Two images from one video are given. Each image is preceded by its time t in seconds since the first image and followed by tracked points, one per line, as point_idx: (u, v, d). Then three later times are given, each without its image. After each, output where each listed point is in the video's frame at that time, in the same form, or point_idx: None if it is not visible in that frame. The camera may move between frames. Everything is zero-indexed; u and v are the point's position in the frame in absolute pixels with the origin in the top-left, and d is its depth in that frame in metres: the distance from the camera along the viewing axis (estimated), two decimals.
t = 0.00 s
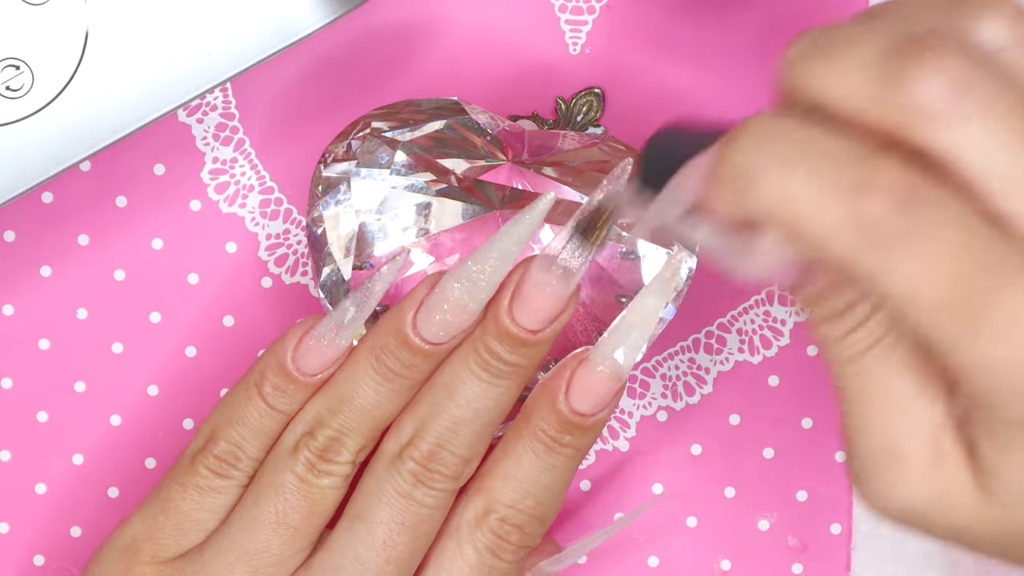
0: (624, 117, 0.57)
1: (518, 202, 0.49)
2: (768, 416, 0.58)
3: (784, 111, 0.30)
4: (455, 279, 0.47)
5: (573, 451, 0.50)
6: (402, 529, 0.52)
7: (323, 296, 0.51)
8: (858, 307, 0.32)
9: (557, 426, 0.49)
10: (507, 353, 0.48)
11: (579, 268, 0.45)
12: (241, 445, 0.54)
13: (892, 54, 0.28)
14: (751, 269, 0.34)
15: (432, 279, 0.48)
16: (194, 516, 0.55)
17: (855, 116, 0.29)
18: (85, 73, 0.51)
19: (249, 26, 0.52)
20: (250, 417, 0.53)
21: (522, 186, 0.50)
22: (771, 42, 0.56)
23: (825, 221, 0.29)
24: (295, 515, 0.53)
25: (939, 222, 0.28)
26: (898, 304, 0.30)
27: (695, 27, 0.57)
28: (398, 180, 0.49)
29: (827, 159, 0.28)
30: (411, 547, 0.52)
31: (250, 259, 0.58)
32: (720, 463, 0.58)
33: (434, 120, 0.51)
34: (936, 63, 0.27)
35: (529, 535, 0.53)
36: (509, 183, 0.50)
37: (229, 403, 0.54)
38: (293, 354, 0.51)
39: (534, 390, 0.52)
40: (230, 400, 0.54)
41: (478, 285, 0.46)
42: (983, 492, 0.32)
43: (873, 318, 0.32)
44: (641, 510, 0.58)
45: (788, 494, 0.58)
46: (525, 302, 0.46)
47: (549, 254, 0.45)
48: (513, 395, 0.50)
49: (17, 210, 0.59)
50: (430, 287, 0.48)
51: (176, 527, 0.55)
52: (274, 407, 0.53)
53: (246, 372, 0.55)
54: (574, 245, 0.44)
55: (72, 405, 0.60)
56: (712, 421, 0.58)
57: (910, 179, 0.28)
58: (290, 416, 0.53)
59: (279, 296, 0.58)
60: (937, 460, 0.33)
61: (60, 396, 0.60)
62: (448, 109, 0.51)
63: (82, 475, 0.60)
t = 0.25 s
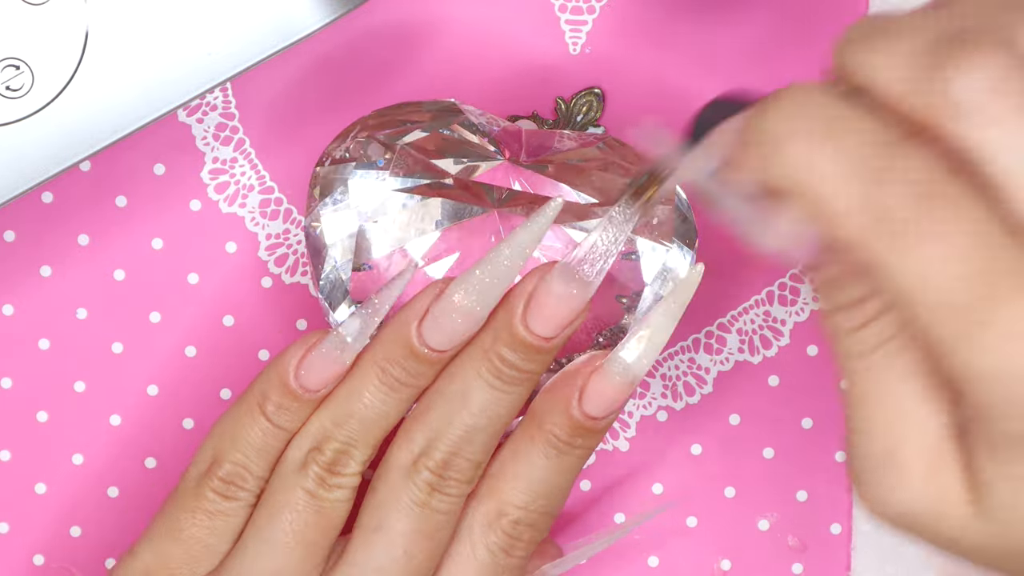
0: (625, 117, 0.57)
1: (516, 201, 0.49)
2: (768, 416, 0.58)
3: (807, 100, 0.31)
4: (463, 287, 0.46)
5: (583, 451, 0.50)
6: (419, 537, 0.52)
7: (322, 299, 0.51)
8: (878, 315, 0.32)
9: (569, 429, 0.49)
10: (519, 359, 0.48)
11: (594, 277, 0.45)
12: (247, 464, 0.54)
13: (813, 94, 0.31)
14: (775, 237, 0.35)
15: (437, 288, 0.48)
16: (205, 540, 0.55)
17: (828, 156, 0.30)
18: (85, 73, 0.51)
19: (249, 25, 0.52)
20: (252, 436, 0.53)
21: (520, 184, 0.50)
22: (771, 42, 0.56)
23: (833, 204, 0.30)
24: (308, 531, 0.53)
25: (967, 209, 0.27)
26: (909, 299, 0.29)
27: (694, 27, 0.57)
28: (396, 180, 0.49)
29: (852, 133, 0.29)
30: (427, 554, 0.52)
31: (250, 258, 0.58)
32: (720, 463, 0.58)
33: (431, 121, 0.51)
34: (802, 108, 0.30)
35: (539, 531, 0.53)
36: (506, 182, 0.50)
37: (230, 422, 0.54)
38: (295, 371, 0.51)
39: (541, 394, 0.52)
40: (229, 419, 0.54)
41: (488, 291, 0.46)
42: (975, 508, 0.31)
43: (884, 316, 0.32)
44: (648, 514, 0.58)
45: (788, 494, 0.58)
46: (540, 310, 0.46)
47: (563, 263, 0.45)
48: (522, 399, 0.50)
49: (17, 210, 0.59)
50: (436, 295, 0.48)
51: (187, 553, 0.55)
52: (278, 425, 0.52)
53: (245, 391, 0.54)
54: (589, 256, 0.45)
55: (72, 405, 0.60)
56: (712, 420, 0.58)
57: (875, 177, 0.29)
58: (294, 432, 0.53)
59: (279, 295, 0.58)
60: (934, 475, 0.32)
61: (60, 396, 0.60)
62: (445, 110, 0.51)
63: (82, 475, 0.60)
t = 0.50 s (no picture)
0: (625, 117, 0.57)
1: (512, 202, 0.49)
2: (768, 416, 0.58)
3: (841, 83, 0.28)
4: (459, 287, 0.46)
5: (585, 450, 0.50)
6: (422, 538, 0.52)
7: (322, 302, 0.51)
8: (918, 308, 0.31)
9: (570, 429, 0.49)
10: (519, 360, 0.48)
11: (592, 281, 0.44)
12: (247, 466, 0.54)
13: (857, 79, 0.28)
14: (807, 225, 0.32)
15: (430, 287, 0.48)
16: (207, 543, 0.55)
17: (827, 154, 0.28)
18: (85, 73, 0.51)
19: (249, 25, 0.52)
20: (252, 438, 0.53)
21: (518, 184, 0.50)
22: (771, 42, 0.56)
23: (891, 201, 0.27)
24: (309, 532, 0.53)
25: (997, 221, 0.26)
26: (950, 299, 0.28)
27: (694, 27, 0.57)
28: (396, 181, 0.49)
29: (895, 127, 0.26)
30: (430, 554, 0.52)
31: (250, 258, 0.58)
32: (720, 463, 0.58)
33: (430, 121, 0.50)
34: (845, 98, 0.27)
35: (542, 531, 0.53)
36: (505, 181, 0.50)
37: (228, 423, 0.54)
38: (292, 372, 0.51)
39: (542, 394, 0.52)
40: (228, 421, 0.54)
41: (484, 292, 0.46)
42: (989, 517, 0.32)
43: (919, 307, 0.31)
44: (648, 514, 0.58)
45: (788, 494, 0.58)
46: (539, 312, 0.46)
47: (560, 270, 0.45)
48: (524, 399, 0.50)
49: (17, 210, 0.59)
50: (429, 296, 0.48)
51: (188, 557, 0.55)
52: (277, 426, 0.53)
53: (244, 393, 0.54)
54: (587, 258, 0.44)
55: (72, 405, 0.60)
56: (712, 420, 0.58)
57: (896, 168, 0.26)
58: (293, 433, 0.53)
59: (279, 296, 0.58)
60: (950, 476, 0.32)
61: (60, 396, 0.60)
62: (445, 110, 0.51)
63: (82, 475, 0.60)
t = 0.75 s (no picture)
0: (625, 117, 0.57)
1: (513, 201, 0.49)
2: (768, 416, 0.58)
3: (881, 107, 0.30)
4: (455, 284, 0.46)
5: (584, 451, 0.50)
6: (418, 537, 0.52)
7: (322, 302, 0.51)
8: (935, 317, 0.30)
9: (568, 428, 0.49)
10: (517, 360, 0.48)
11: (590, 280, 0.45)
12: (245, 461, 0.54)
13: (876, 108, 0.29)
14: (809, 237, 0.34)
15: (429, 284, 0.48)
16: (204, 536, 0.55)
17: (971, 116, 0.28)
18: (85, 73, 0.51)
19: (249, 25, 0.52)
20: (251, 433, 0.53)
21: (518, 184, 0.50)
22: (771, 42, 0.56)
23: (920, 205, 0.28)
24: (306, 528, 0.53)
25: None
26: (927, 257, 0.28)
27: (694, 27, 0.57)
28: (396, 181, 0.49)
29: (930, 142, 0.27)
30: (426, 553, 0.52)
31: (250, 258, 0.58)
32: (720, 463, 0.58)
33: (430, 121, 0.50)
34: (887, 115, 0.29)
35: (541, 532, 0.53)
36: (505, 181, 0.50)
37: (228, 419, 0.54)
38: (291, 367, 0.51)
39: (542, 393, 0.52)
40: (228, 417, 0.54)
41: (480, 289, 0.46)
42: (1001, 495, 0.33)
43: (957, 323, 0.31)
44: (644, 511, 0.58)
45: (788, 493, 0.58)
46: (537, 311, 0.46)
47: (557, 268, 0.45)
48: (524, 399, 0.50)
49: (17, 210, 0.59)
50: (426, 293, 0.48)
51: (185, 550, 0.55)
52: (276, 422, 0.52)
53: (244, 388, 0.54)
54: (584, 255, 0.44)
55: (72, 405, 0.60)
56: (712, 421, 0.58)
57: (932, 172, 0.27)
58: (292, 429, 0.53)
59: (279, 296, 0.58)
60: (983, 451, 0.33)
61: (60, 396, 0.60)
62: (444, 110, 0.51)
63: (82, 475, 0.60)
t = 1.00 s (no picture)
0: (625, 118, 0.57)
1: (512, 201, 0.49)
2: (768, 416, 0.58)
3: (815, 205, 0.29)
4: (450, 279, 0.46)
5: (580, 451, 0.50)
6: (412, 533, 0.51)
7: (321, 300, 0.51)
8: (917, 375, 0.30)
9: (564, 426, 0.49)
10: (513, 356, 0.48)
11: (584, 276, 0.45)
12: (242, 451, 0.54)
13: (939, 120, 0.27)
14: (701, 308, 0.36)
15: (427, 280, 0.48)
16: (200, 526, 0.55)
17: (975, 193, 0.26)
18: (85, 73, 0.51)
19: (249, 25, 0.52)
20: (249, 423, 0.53)
21: (518, 183, 0.50)
22: (771, 41, 0.56)
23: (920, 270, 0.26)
24: (299, 522, 0.53)
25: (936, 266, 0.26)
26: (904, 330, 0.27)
27: (694, 27, 0.57)
28: (396, 180, 0.49)
29: (882, 226, 0.27)
30: (420, 550, 0.52)
31: (250, 258, 0.58)
32: (720, 464, 0.58)
33: (430, 120, 0.50)
34: (951, 136, 0.27)
35: (537, 533, 0.53)
36: (505, 181, 0.50)
37: (227, 411, 0.54)
38: (290, 357, 0.51)
39: (540, 391, 0.51)
40: (227, 407, 0.54)
41: (476, 285, 0.46)
42: None
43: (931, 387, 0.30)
44: (642, 510, 0.58)
45: (788, 493, 0.58)
46: (533, 307, 0.46)
47: (552, 262, 0.45)
48: (521, 397, 0.50)
49: (17, 210, 0.59)
50: (424, 288, 0.48)
51: (180, 538, 0.55)
52: (274, 412, 0.53)
53: (244, 379, 0.55)
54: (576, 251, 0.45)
55: (71, 405, 0.60)
56: (712, 421, 0.58)
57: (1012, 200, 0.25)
58: (290, 421, 0.53)
59: (279, 296, 0.58)
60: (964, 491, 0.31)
61: (61, 397, 0.60)
62: (445, 110, 0.51)
63: (82, 475, 0.60)
